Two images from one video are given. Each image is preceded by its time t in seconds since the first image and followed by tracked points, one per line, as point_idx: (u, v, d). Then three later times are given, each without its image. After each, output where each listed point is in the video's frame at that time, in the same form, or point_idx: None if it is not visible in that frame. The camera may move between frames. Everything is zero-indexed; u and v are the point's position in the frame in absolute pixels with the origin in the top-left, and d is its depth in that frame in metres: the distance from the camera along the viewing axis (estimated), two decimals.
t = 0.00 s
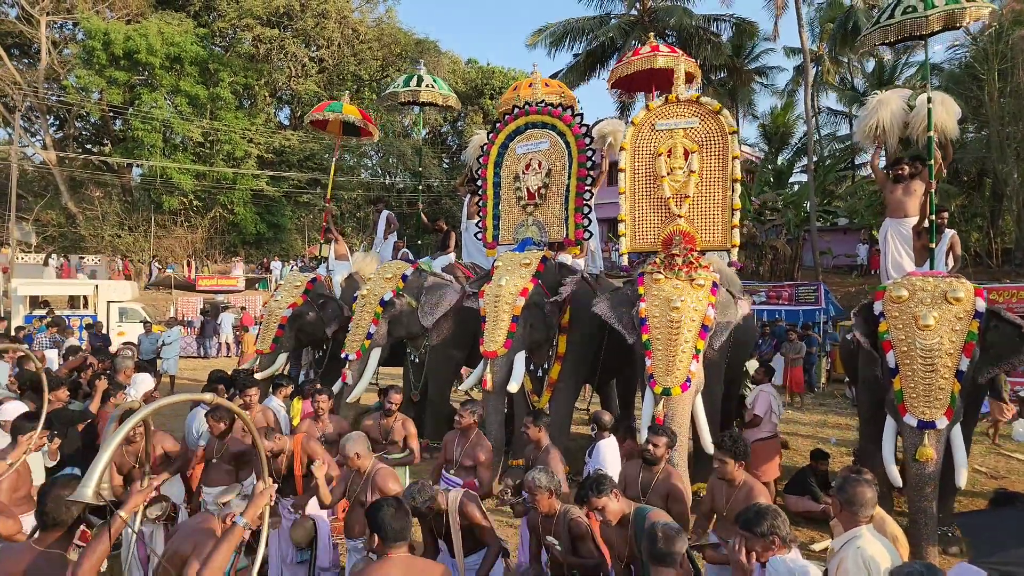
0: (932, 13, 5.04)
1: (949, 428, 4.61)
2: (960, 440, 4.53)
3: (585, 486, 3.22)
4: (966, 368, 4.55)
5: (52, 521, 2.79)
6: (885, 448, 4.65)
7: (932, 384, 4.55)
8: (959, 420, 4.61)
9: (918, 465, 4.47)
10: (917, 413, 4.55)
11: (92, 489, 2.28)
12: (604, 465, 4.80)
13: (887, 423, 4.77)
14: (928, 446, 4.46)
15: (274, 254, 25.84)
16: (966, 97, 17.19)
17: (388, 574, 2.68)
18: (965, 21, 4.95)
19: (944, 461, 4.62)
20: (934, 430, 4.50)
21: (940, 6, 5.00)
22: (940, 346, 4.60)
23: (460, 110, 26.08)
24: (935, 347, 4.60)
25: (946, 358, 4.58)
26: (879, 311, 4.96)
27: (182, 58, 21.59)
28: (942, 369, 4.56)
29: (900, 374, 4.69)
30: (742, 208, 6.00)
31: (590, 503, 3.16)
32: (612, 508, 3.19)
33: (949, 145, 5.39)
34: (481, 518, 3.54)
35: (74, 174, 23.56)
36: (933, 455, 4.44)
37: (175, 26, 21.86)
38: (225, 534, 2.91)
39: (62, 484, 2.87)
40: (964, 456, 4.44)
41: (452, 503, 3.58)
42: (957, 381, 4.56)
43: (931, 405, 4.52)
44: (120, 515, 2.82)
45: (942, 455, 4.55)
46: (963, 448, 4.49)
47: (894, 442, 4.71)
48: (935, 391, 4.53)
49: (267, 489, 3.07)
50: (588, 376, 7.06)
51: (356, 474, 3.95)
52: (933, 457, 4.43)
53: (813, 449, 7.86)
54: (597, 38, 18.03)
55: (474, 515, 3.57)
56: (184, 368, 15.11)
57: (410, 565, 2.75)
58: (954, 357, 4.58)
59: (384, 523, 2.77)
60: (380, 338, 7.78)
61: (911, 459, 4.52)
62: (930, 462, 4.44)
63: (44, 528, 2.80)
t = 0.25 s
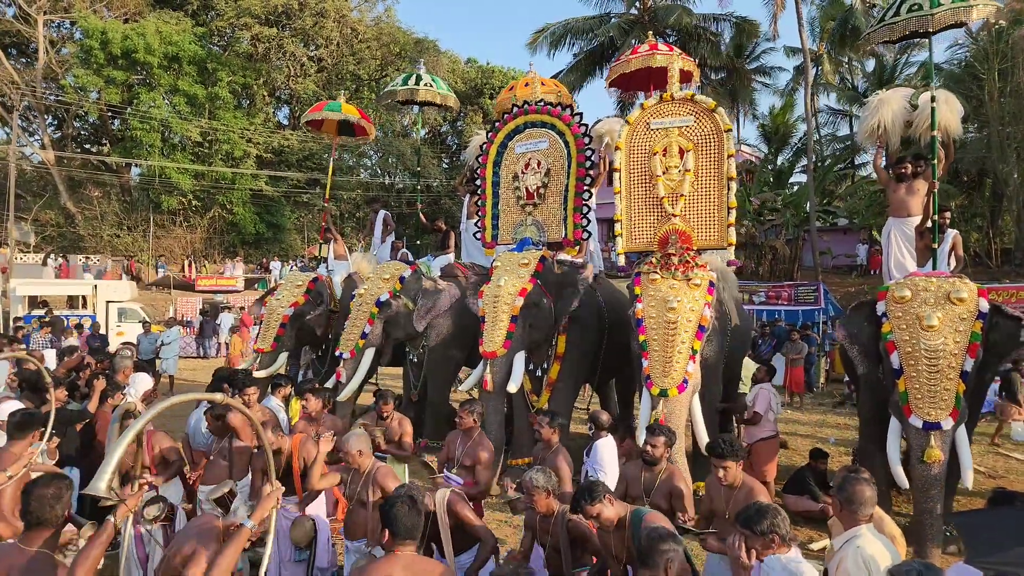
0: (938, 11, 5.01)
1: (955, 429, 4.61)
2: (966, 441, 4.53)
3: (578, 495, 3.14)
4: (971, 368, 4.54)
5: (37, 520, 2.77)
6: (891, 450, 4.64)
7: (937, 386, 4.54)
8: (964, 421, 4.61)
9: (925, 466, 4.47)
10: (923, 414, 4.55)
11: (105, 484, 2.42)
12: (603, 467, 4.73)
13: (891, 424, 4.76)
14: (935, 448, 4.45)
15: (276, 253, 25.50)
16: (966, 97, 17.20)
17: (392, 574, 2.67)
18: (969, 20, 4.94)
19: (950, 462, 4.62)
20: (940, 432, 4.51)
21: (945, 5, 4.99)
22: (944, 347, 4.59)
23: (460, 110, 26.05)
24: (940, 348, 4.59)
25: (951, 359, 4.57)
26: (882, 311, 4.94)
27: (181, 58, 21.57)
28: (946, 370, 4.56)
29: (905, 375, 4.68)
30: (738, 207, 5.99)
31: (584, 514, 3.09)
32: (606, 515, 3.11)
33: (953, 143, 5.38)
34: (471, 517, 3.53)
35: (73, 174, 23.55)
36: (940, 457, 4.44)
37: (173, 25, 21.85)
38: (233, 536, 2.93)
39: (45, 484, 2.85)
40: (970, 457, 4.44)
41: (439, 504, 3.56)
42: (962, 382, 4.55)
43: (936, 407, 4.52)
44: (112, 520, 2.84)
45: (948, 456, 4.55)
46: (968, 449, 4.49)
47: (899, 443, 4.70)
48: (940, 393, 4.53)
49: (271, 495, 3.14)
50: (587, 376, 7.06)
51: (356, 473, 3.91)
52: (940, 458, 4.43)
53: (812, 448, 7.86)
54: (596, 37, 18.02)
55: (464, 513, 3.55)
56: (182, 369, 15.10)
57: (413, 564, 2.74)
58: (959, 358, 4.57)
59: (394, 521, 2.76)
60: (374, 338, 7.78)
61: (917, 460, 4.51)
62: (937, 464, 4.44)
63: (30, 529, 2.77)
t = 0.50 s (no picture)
0: (941, 10, 5.01)
1: (960, 428, 4.61)
2: (970, 440, 4.53)
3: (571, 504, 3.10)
4: (974, 368, 4.54)
5: (23, 518, 2.74)
6: (896, 451, 4.63)
7: (941, 385, 4.54)
8: (967, 420, 4.61)
9: (930, 466, 4.47)
10: (927, 414, 4.54)
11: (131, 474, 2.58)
12: (601, 465, 4.76)
13: (895, 424, 4.75)
14: (941, 448, 4.44)
15: (272, 255, 25.83)
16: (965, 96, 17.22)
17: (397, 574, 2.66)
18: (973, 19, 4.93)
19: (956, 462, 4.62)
20: (944, 432, 4.50)
21: (949, 4, 4.98)
22: (948, 346, 4.59)
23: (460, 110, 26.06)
24: (943, 347, 4.59)
25: (954, 358, 4.57)
26: (884, 311, 4.94)
27: (180, 57, 21.56)
28: (951, 369, 4.55)
29: (909, 375, 4.68)
30: (734, 205, 5.99)
31: (579, 524, 3.06)
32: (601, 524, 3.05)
33: (954, 141, 5.40)
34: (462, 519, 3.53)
35: (72, 174, 23.56)
36: (946, 457, 4.43)
37: (172, 25, 21.85)
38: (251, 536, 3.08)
39: (28, 483, 2.81)
40: (975, 457, 4.44)
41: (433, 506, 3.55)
42: (965, 381, 4.55)
43: (941, 407, 4.51)
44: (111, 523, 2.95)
45: (952, 456, 4.54)
46: (973, 448, 4.49)
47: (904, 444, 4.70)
48: (945, 393, 4.52)
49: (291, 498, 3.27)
50: (587, 374, 7.07)
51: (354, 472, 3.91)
52: (946, 459, 4.42)
53: (812, 447, 7.87)
54: (596, 36, 18.02)
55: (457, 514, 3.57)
56: (182, 368, 15.11)
57: (419, 565, 2.73)
58: (962, 357, 4.57)
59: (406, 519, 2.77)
60: (369, 335, 7.80)
61: (923, 460, 4.50)
62: (943, 464, 4.44)
63: (19, 528, 2.74)
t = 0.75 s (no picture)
0: (945, 8, 4.99)
1: (960, 428, 4.60)
2: (971, 441, 4.52)
3: (566, 508, 3.09)
4: (976, 367, 4.54)
5: (8, 513, 2.77)
6: (898, 451, 4.62)
7: (942, 385, 4.52)
8: (969, 420, 4.60)
9: (932, 467, 4.45)
10: (929, 414, 4.52)
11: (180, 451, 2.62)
12: (599, 463, 4.77)
13: (896, 425, 4.73)
14: (943, 449, 4.43)
15: (274, 252, 25.44)
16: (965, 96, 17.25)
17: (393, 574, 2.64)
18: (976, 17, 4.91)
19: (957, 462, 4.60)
20: (945, 432, 4.48)
21: (953, 2, 4.96)
22: (949, 346, 4.58)
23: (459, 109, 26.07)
24: (945, 347, 4.58)
25: (956, 358, 4.55)
26: (885, 310, 4.93)
27: (179, 57, 21.52)
28: (952, 369, 4.54)
29: (910, 375, 4.67)
30: (729, 204, 5.98)
31: (575, 528, 3.03)
32: (596, 529, 3.03)
33: (955, 140, 5.40)
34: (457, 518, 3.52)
35: (71, 173, 23.52)
36: (947, 457, 4.42)
37: (171, 25, 21.83)
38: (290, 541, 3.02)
39: (10, 481, 2.85)
40: (977, 457, 4.42)
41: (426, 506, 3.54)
42: (967, 381, 4.54)
43: (942, 407, 4.50)
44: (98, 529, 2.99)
45: (954, 456, 4.53)
46: (975, 449, 4.47)
47: (905, 444, 4.69)
48: (946, 393, 4.50)
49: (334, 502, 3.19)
50: (586, 374, 7.05)
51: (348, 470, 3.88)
52: (948, 459, 4.40)
53: (810, 447, 7.87)
54: (596, 36, 18.00)
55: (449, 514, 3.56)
56: (180, 369, 15.09)
57: (416, 564, 2.71)
58: (964, 356, 4.57)
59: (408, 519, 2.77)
60: (368, 333, 7.85)
61: (925, 461, 4.49)
62: (945, 464, 4.42)
63: (3, 522, 2.76)
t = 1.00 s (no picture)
0: (947, 7, 4.98)
1: (960, 427, 4.61)
2: (971, 440, 4.54)
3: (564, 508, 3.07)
4: (975, 366, 4.55)
5: None
6: (897, 450, 4.64)
7: (942, 385, 4.53)
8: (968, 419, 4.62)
9: (931, 466, 4.48)
10: (928, 414, 4.54)
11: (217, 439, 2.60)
12: (596, 462, 4.79)
13: (895, 424, 4.75)
14: (942, 448, 4.45)
15: (271, 253, 25.77)
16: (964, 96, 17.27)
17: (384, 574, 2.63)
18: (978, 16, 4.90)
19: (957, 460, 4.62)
20: (945, 431, 4.51)
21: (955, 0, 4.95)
22: (949, 346, 4.58)
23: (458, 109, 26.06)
24: (944, 347, 4.59)
25: (955, 357, 4.56)
26: (884, 310, 4.93)
27: (178, 56, 21.49)
28: (951, 369, 4.54)
29: (909, 375, 4.67)
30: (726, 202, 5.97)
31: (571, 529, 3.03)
32: (594, 528, 3.03)
33: (954, 140, 5.41)
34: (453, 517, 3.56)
35: (69, 173, 23.51)
36: (947, 457, 4.44)
37: (170, 24, 21.82)
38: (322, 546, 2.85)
39: None
40: (977, 456, 4.44)
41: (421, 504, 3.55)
42: (966, 380, 4.55)
43: (942, 406, 4.51)
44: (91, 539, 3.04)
45: (953, 455, 4.55)
46: (974, 448, 4.49)
47: (904, 443, 4.71)
48: (946, 393, 4.52)
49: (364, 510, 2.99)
50: (585, 373, 7.04)
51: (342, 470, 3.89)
52: (947, 459, 4.43)
53: (808, 446, 7.88)
54: (595, 35, 18.00)
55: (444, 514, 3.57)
56: (178, 368, 15.08)
57: (408, 565, 2.69)
58: (964, 356, 4.57)
59: (399, 518, 2.76)
60: (369, 334, 7.88)
61: (924, 461, 4.51)
62: (944, 464, 4.44)
63: None
